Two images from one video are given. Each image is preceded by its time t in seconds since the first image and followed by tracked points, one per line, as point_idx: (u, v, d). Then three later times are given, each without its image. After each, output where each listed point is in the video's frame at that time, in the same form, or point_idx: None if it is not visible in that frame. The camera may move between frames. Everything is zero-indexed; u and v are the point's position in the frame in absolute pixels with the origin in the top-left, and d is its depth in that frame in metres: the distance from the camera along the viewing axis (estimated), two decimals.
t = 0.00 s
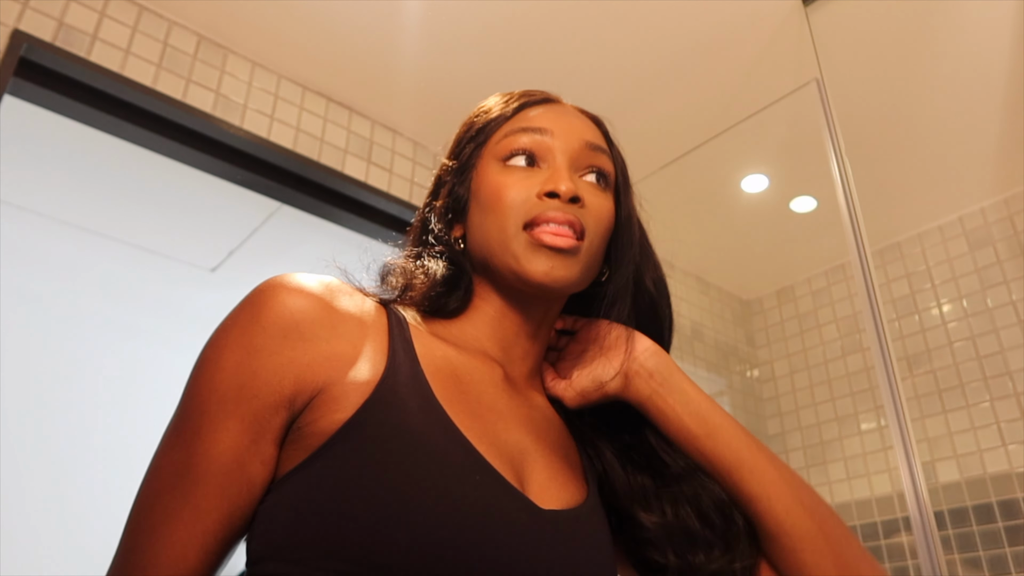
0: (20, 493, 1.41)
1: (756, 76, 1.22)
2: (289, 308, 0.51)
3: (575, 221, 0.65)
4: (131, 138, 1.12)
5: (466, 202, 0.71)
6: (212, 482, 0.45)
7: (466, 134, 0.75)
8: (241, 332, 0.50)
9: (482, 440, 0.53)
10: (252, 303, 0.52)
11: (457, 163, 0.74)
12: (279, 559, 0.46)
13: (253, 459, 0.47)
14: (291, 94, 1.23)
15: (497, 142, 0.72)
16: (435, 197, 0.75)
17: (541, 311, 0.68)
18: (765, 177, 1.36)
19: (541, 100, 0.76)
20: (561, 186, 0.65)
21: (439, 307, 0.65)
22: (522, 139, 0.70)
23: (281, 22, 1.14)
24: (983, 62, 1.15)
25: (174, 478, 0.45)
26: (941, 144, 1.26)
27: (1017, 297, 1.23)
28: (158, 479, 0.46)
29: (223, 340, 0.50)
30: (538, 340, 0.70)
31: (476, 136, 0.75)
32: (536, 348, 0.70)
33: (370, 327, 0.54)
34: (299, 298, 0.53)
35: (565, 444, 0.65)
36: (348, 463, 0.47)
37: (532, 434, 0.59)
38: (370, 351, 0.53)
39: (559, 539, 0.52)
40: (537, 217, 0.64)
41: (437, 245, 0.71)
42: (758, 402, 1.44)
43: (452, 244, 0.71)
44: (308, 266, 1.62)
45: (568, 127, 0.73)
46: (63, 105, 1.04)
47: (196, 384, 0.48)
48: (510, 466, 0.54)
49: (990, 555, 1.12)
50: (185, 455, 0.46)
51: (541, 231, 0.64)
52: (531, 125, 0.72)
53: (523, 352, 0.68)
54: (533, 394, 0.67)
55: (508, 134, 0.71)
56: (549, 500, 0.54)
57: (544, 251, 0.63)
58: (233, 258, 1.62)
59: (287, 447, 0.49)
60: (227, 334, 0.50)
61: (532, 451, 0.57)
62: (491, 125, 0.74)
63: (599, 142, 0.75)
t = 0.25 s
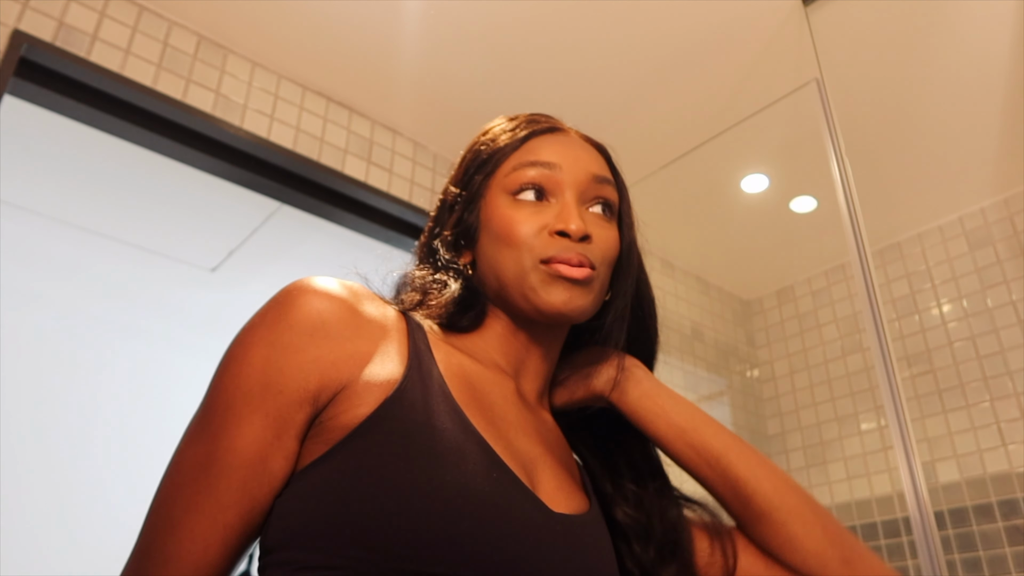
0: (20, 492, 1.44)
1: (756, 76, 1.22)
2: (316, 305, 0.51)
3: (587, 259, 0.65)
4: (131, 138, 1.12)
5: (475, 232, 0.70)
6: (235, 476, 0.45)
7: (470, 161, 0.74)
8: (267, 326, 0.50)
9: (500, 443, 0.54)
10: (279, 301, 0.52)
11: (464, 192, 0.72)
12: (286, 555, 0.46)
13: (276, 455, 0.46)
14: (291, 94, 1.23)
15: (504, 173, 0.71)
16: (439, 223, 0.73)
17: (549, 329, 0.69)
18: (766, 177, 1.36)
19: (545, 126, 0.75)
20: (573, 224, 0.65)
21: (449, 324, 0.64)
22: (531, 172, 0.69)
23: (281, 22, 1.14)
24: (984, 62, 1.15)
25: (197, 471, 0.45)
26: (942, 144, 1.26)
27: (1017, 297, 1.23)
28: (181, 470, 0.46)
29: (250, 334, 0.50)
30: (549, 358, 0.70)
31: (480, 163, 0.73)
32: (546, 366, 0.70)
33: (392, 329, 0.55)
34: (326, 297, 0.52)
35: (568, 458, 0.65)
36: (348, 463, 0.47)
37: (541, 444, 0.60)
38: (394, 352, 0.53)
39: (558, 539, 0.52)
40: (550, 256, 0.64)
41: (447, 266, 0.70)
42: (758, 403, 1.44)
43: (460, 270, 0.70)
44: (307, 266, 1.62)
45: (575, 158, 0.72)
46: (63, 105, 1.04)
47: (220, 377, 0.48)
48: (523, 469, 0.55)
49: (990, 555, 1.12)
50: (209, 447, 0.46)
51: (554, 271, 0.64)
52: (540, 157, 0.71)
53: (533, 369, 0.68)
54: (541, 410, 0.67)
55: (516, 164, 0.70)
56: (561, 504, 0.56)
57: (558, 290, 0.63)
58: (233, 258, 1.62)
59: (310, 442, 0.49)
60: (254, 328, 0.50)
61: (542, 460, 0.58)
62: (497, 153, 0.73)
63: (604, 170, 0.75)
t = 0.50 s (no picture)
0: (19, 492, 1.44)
1: (756, 76, 1.22)
2: (346, 301, 0.52)
3: (614, 266, 0.65)
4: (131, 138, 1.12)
5: (501, 235, 0.69)
6: (250, 462, 0.45)
7: (499, 163, 0.74)
8: (298, 315, 0.50)
9: (516, 461, 0.54)
10: (311, 291, 0.52)
11: (490, 194, 0.73)
12: (300, 550, 0.46)
13: (293, 445, 0.47)
14: (291, 94, 1.23)
15: (533, 177, 0.71)
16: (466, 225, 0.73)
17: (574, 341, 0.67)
18: (765, 177, 1.36)
19: (574, 131, 0.76)
20: (601, 231, 0.66)
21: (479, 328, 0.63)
22: (560, 178, 0.70)
23: (280, 22, 1.14)
24: (984, 62, 1.14)
25: (212, 452, 0.45)
26: (942, 144, 1.26)
27: (1017, 297, 1.24)
28: (196, 451, 0.46)
29: (279, 321, 0.50)
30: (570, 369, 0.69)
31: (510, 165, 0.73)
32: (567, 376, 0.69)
33: (422, 331, 0.55)
34: (358, 293, 0.53)
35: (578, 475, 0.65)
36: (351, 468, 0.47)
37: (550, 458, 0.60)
38: (421, 357, 0.53)
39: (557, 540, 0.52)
40: (578, 263, 0.64)
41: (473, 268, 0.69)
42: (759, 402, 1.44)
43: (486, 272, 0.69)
44: (306, 266, 1.62)
45: (604, 165, 0.72)
46: (63, 105, 1.04)
47: (245, 360, 0.49)
48: (534, 485, 0.55)
49: (990, 555, 1.12)
50: (228, 430, 0.46)
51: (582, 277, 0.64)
52: (569, 161, 0.71)
53: (553, 382, 0.67)
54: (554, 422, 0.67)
55: (545, 170, 0.71)
56: (567, 529, 0.56)
57: (583, 300, 0.63)
58: (233, 258, 1.62)
59: (326, 440, 0.49)
60: (284, 314, 0.50)
61: (550, 473, 0.59)
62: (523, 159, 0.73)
63: (632, 177, 0.75)
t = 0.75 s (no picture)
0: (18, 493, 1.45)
1: (756, 76, 1.22)
2: (326, 316, 0.52)
3: (606, 218, 0.65)
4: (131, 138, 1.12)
5: (490, 206, 0.69)
6: (240, 486, 0.47)
7: (484, 137, 0.75)
8: (275, 338, 0.50)
9: (511, 468, 0.54)
10: (290, 310, 0.52)
11: (477, 166, 0.73)
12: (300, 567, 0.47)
13: (283, 466, 0.48)
14: (291, 94, 1.23)
15: (519, 143, 0.71)
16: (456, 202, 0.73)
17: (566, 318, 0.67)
18: (765, 177, 1.36)
19: (556, 99, 0.76)
20: (591, 184, 0.65)
21: (468, 314, 0.64)
22: (547, 140, 0.70)
23: (280, 21, 1.14)
24: (984, 62, 1.15)
25: (202, 480, 0.47)
26: (942, 144, 1.26)
27: (1017, 297, 1.24)
28: (191, 476, 0.48)
29: (259, 343, 0.51)
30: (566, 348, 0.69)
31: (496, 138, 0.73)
32: (563, 358, 0.69)
33: (405, 336, 0.55)
34: (339, 306, 0.53)
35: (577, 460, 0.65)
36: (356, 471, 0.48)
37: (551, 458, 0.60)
38: (406, 365, 0.53)
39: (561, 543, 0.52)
40: (569, 216, 0.63)
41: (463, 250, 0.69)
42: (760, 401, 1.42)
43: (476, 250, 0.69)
44: (305, 266, 1.62)
45: (590, 124, 0.72)
46: (63, 105, 1.04)
47: (229, 386, 0.50)
48: (535, 498, 0.54)
49: (990, 555, 1.12)
50: (217, 455, 0.47)
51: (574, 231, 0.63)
52: (553, 124, 0.71)
53: (549, 362, 0.67)
54: (551, 407, 0.67)
55: (530, 135, 0.71)
56: (570, 531, 0.55)
57: (579, 251, 0.62)
58: (233, 258, 1.62)
59: (316, 458, 0.50)
60: (263, 337, 0.51)
61: (551, 474, 0.58)
62: (509, 126, 0.73)
63: (622, 136, 0.75)
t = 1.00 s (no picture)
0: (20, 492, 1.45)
1: (757, 76, 1.21)
2: (272, 340, 0.47)
3: (562, 176, 0.61)
4: (131, 138, 1.12)
5: (443, 182, 0.67)
6: (207, 532, 0.44)
7: (437, 117, 0.73)
8: (223, 369, 0.47)
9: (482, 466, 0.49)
10: (236, 335, 0.48)
11: (430, 146, 0.71)
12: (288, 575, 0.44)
13: (251, 501, 0.45)
14: (291, 94, 1.23)
15: (471, 117, 0.69)
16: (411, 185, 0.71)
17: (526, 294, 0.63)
18: (765, 177, 1.36)
19: (507, 76, 0.74)
20: (541, 145, 0.62)
21: (431, 297, 0.61)
22: (498, 109, 0.67)
23: (281, 22, 1.14)
24: (984, 62, 1.15)
25: (172, 528, 0.45)
26: (943, 144, 1.26)
27: (1017, 297, 1.24)
28: (162, 523, 0.45)
29: (208, 377, 0.47)
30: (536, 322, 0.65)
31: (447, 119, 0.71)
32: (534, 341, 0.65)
33: (359, 349, 0.50)
34: (286, 326, 0.48)
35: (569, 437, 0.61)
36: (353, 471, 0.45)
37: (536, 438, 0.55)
38: (363, 379, 0.48)
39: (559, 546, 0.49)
40: (522, 175, 0.60)
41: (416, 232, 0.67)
42: (758, 402, 1.45)
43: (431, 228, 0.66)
44: (305, 266, 1.62)
45: (542, 95, 0.69)
46: (64, 105, 1.04)
47: (183, 425, 0.46)
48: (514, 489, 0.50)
49: (991, 555, 1.12)
50: (182, 501, 0.45)
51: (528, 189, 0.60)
52: (504, 94, 0.69)
53: (520, 340, 0.63)
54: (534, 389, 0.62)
55: (482, 107, 0.68)
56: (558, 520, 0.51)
57: (532, 205, 0.59)
58: (233, 258, 1.62)
59: (286, 485, 0.46)
60: (211, 370, 0.47)
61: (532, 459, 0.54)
62: (459, 104, 0.72)
63: (575, 107, 0.72)
